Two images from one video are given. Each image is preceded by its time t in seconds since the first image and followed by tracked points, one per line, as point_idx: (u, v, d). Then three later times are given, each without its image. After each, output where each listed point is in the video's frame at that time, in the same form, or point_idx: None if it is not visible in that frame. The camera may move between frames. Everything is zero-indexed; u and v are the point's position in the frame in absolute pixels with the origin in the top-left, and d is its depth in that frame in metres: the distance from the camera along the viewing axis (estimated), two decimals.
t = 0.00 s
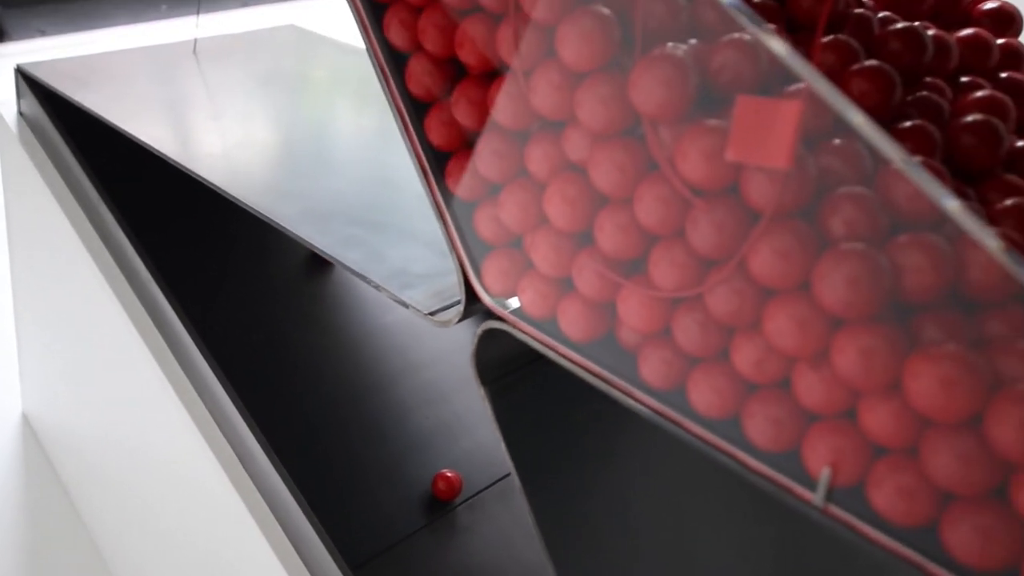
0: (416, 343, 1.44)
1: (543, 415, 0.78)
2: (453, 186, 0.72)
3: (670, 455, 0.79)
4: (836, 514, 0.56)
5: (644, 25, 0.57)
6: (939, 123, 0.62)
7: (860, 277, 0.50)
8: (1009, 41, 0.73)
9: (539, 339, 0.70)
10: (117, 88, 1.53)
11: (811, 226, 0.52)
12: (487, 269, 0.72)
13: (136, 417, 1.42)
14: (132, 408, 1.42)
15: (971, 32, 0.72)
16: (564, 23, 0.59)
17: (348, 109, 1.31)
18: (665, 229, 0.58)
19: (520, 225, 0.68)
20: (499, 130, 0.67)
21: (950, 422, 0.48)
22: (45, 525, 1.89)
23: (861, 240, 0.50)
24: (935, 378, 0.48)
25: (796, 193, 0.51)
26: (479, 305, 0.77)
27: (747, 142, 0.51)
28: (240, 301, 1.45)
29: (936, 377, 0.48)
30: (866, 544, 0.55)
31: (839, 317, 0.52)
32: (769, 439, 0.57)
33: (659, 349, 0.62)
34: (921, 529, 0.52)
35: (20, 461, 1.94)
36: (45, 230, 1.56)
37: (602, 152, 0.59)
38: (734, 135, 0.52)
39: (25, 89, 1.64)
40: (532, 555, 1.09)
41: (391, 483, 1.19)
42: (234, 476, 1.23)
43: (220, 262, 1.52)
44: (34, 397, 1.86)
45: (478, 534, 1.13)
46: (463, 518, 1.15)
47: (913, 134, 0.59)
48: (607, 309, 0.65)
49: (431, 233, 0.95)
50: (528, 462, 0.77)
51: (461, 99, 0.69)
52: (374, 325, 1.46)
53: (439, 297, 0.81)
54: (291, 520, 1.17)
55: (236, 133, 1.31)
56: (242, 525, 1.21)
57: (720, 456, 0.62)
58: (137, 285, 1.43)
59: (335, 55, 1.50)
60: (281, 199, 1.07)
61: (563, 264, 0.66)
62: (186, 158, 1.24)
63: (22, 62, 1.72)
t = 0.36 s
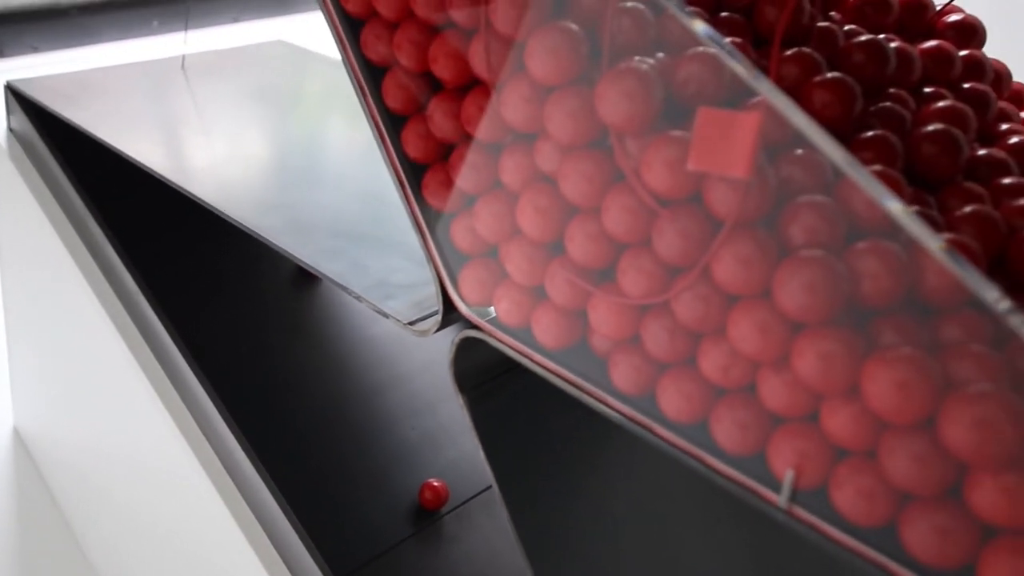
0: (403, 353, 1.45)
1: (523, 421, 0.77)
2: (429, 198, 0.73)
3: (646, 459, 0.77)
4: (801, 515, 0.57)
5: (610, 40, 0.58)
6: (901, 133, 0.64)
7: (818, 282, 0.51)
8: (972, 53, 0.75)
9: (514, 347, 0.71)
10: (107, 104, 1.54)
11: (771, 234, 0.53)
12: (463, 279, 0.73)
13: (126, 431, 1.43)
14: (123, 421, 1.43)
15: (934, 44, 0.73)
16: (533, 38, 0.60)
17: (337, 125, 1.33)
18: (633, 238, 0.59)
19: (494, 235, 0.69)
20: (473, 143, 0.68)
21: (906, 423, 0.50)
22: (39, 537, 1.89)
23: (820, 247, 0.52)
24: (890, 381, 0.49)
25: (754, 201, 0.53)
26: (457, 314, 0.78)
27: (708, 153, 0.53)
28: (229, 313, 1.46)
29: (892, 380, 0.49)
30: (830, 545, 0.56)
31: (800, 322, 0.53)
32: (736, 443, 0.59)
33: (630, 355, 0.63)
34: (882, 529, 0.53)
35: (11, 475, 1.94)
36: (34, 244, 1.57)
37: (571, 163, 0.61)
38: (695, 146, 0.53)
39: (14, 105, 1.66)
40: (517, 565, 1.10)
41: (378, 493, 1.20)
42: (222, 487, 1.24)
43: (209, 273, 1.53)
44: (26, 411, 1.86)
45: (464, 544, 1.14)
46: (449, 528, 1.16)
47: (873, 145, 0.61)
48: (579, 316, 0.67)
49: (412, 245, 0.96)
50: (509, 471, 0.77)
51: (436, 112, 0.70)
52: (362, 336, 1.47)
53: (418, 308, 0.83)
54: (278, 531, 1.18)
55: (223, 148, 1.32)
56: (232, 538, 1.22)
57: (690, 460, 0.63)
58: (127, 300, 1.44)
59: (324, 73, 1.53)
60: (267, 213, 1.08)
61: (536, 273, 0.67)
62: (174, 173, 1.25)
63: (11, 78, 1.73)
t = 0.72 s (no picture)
0: (391, 364, 1.45)
1: (501, 427, 0.79)
2: (406, 209, 0.75)
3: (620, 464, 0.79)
4: (766, 517, 0.58)
5: (577, 55, 0.60)
6: (862, 143, 0.66)
7: (778, 289, 0.52)
8: (936, 65, 0.77)
9: (489, 355, 0.72)
10: (92, 119, 1.54)
11: (732, 241, 0.55)
12: (440, 289, 0.74)
13: (114, 442, 1.43)
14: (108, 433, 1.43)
15: (899, 56, 0.75)
16: (504, 55, 0.62)
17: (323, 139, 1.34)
18: (602, 247, 0.61)
19: (469, 246, 0.70)
20: (449, 156, 0.70)
21: (864, 425, 0.51)
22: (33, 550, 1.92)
23: (781, 255, 0.53)
24: (848, 384, 0.50)
25: (715, 210, 0.54)
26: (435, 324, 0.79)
27: (670, 164, 0.54)
28: (217, 324, 1.47)
29: (850, 383, 0.50)
30: (794, 546, 0.57)
31: (762, 328, 0.54)
32: (703, 447, 0.60)
33: (601, 362, 0.64)
34: (843, 528, 0.54)
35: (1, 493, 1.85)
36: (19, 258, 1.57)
37: (540, 175, 0.62)
38: (659, 157, 0.55)
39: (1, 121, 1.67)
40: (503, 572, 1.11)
41: (365, 503, 1.21)
42: (208, 495, 1.25)
43: (198, 285, 1.54)
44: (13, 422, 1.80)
45: (451, 552, 1.15)
46: (436, 536, 1.16)
47: (835, 155, 0.63)
48: (552, 325, 0.68)
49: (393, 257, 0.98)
50: (488, 479, 0.77)
51: (411, 126, 0.71)
52: (349, 347, 1.47)
53: (396, 318, 0.84)
54: (265, 544, 1.19)
55: (210, 161, 1.33)
56: (219, 550, 1.23)
57: (659, 465, 0.64)
58: (114, 314, 1.45)
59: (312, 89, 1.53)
60: (252, 227, 1.10)
61: (510, 283, 0.69)
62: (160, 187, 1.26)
63: None
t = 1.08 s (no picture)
0: (379, 376, 1.46)
1: (482, 440, 0.80)
2: (382, 220, 0.76)
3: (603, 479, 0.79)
4: (732, 518, 0.59)
5: (546, 67, 0.61)
6: (827, 152, 0.67)
7: (739, 295, 0.54)
8: (901, 76, 0.79)
9: (465, 363, 0.73)
10: (79, 131, 1.54)
11: (697, 249, 0.56)
12: (416, 298, 0.75)
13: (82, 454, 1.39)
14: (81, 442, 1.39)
15: (865, 67, 0.77)
16: (475, 70, 0.63)
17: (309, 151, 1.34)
18: (572, 256, 0.62)
19: (444, 256, 0.71)
20: (425, 168, 0.72)
21: (824, 428, 0.52)
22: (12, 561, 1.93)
23: (744, 262, 0.54)
24: (808, 388, 0.52)
25: (679, 219, 0.55)
26: (413, 334, 0.80)
27: (634, 175, 0.55)
28: (205, 336, 1.48)
29: (809, 386, 0.52)
30: (759, 547, 0.58)
31: (725, 334, 0.55)
32: (672, 451, 0.61)
33: (573, 370, 0.66)
34: (805, 529, 0.56)
35: None
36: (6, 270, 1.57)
37: (512, 186, 0.63)
38: (623, 168, 0.56)
39: None
40: None
41: (353, 514, 1.21)
42: (191, 503, 1.25)
43: (187, 297, 1.55)
44: None
45: (437, 562, 1.15)
46: (422, 546, 1.17)
47: (800, 163, 0.64)
48: (526, 334, 0.69)
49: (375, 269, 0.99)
50: (467, 485, 0.78)
51: (386, 139, 0.72)
52: (338, 360, 1.48)
53: (376, 328, 0.85)
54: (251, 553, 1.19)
55: (197, 173, 1.34)
56: (201, 559, 1.21)
57: (630, 469, 0.65)
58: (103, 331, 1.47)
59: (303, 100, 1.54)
60: (236, 243, 1.11)
61: (484, 292, 0.70)
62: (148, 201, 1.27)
63: None
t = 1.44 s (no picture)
0: (368, 385, 1.47)
1: (462, 445, 0.80)
2: (361, 230, 0.77)
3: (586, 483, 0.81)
4: (700, 519, 0.60)
5: (519, 79, 0.62)
6: (794, 159, 0.69)
7: (705, 300, 0.55)
8: (870, 85, 0.80)
9: (444, 370, 0.75)
10: (70, 144, 1.54)
11: (663, 255, 0.57)
12: (395, 307, 0.76)
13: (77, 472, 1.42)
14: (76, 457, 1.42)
15: (834, 77, 0.79)
16: (447, 82, 0.65)
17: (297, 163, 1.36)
18: (544, 264, 0.63)
19: (422, 265, 0.73)
20: (400, 179, 0.73)
21: (788, 428, 0.53)
22: None
23: (709, 268, 0.55)
24: (771, 389, 0.53)
25: (645, 226, 0.57)
26: (394, 342, 0.82)
27: (600, 183, 0.57)
28: (195, 347, 1.49)
29: (772, 388, 0.53)
30: (727, 547, 0.60)
31: (691, 338, 0.57)
32: (643, 454, 0.62)
33: (547, 375, 0.67)
34: (770, 529, 0.57)
35: None
36: None
37: (485, 196, 0.65)
38: (590, 178, 0.57)
39: None
40: None
41: (340, 522, 1.22)
42: (181, 516, 1.25)
43: (177, 308, 1.56)
44: None
45: (424, 569, 1.16)
46: (410, 554, 1.18)
47: (767, 171, 0.65)
48: (501, 341, 0.70)
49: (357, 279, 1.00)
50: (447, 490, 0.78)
51: (364, 150, 0.74)
52: (327, 369, 1.49)
53: (357, 337, 0.86)
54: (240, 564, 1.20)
55: (185, 184, 1.36)
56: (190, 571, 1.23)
57: (603, 472, 0.66)
58: (93, 342, 1.48)
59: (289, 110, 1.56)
60: (224, 257, 1.12)
61: (460, 300, 0.71)
62: (140, 215, 1.28)
63: None
